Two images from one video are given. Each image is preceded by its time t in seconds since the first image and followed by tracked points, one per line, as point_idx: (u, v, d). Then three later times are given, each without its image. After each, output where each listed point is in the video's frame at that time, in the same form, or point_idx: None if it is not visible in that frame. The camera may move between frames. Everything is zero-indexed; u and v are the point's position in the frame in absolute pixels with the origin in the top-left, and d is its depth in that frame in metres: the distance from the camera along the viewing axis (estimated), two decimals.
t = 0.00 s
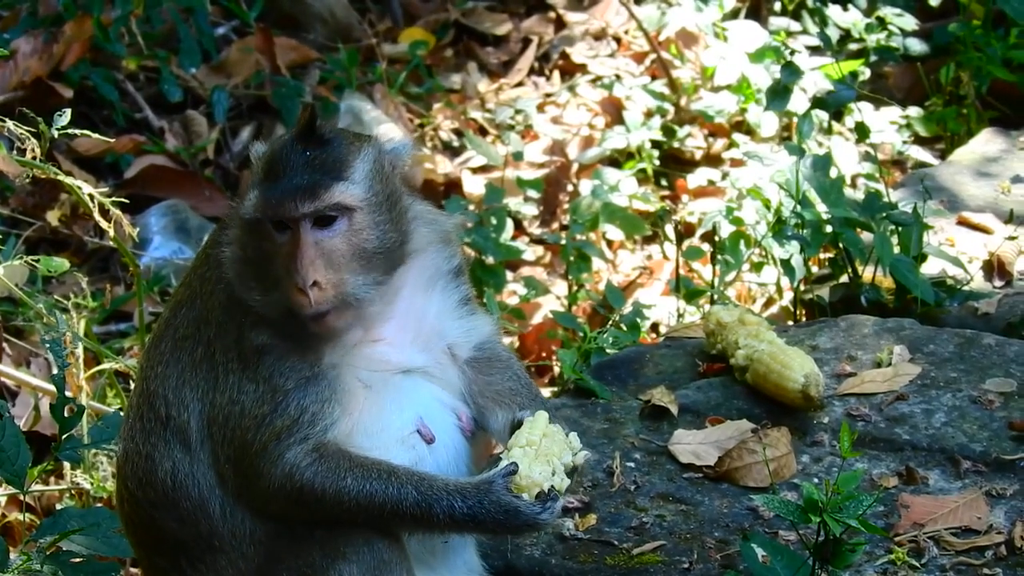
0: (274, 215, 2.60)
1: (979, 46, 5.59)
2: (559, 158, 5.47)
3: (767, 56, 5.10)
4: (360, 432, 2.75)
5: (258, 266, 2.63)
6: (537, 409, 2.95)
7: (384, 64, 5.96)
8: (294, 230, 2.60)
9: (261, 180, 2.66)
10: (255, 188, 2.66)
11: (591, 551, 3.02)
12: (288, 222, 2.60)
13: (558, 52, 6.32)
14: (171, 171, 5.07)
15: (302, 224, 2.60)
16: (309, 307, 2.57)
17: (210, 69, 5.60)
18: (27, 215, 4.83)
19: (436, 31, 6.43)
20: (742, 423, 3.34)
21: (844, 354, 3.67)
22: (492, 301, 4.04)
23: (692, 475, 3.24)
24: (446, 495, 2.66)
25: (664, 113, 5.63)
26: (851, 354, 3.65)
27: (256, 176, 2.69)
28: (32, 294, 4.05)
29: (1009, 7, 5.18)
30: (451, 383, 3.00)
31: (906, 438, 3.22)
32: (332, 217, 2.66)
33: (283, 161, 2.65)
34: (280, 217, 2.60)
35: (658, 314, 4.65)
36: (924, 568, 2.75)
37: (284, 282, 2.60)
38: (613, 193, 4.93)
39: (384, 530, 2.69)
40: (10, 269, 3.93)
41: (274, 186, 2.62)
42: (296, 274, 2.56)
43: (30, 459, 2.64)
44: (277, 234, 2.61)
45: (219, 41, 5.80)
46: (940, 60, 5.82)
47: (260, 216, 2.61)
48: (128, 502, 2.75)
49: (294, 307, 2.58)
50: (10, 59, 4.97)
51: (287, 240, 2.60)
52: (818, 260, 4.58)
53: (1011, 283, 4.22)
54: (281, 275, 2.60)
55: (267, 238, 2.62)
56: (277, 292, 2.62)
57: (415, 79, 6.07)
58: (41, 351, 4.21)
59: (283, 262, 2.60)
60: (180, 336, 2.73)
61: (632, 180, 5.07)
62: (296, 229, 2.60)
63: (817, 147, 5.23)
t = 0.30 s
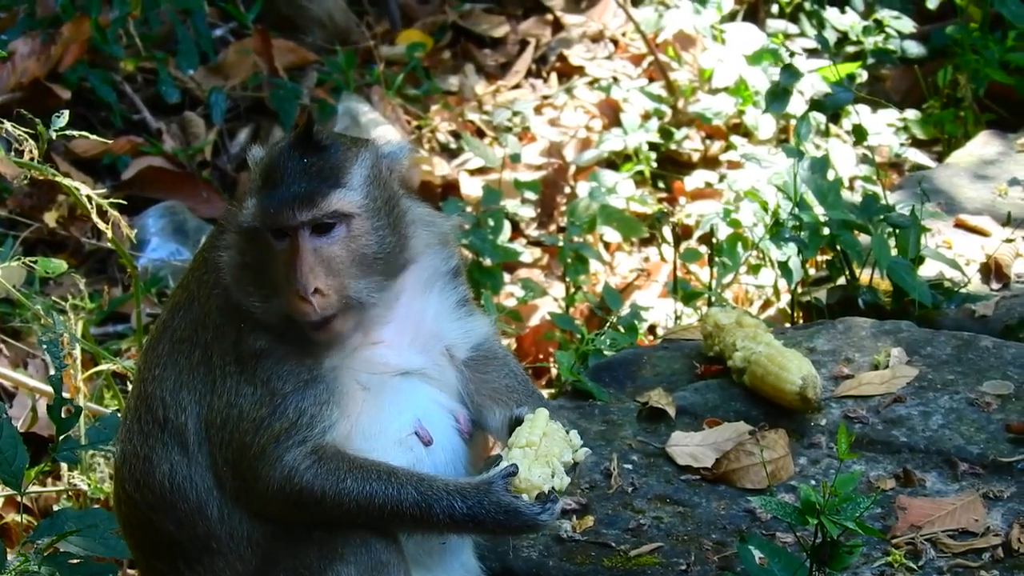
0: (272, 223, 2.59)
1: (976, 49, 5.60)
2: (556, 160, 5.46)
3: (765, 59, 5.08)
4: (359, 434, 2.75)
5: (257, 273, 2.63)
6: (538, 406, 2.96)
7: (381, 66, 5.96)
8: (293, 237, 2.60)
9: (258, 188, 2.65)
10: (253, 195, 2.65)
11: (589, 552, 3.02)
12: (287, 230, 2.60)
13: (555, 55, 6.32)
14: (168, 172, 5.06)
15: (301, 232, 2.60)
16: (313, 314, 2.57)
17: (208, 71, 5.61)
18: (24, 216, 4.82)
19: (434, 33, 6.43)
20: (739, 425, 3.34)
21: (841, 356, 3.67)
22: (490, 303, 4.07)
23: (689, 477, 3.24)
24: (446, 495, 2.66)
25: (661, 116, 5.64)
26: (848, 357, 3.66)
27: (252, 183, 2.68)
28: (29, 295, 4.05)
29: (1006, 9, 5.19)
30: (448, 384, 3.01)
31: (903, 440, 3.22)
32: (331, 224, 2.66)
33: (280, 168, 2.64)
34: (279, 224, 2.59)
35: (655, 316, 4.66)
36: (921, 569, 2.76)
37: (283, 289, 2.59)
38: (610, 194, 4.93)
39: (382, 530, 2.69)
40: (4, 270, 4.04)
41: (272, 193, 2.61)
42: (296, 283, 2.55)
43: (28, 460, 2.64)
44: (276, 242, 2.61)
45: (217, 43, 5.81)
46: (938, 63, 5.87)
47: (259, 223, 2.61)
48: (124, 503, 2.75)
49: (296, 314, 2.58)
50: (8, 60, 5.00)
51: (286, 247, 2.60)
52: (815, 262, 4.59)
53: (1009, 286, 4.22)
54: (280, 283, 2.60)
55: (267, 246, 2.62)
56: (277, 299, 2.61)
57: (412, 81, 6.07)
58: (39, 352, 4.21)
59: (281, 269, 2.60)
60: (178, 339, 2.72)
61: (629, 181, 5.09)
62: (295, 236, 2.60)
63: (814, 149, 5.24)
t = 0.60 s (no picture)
0: (337, 212, 2.52)
1: (971, 51, 5.61)
2: (551, 162, 5.46)
3: (760, 61, 5.03)
4: (354, 437, 2.74)
5: (314, 271, 2.55)
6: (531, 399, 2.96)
7: (376, 68, 5.96)
8: (360, 227, 2.53)
9: (309, 180, 2.55)
10: (302, 188, 2.55)
11: (584, 554, 3.02)
12: (352, 218, 2.53)
13: (550, 57, 6.32)
14: (163, 175, 5.06)
15: (367, 220, 2.53)
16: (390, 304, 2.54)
17: (203, 73, 5.60)
18: (19, 219, 4.82)
19: (428, 35, 6.43)
20: (734, 427, 3.33)
21: (837, 357, 3.68)
22: (485, 304, 4.07)
23: (684, 479, 3.25)
24: (442, 494, 2.66)
25: (656, 118, 5.63)
26: (843, 358, 3.66)
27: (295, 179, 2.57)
28: (24, 298, 4.04)
29: (1001, 11, 5.20)
30: (439, 384, 3.00)
31: (898, 442, 3.23)
32: (393, 209, 2.60)
33: (333, 158, 2.55)
34: (343, 215, 2.52)
35: (650, 318, 4.66)
36: (916, 571, 2.76)
37: (352, 283, 2.54)
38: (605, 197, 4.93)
39: (378, 531, 2.70)
40: None
41: (330, 186, 2.53)
42: (374, 271, 2.53)
43: (24, 462, 2.64)
44: (337, 233, 2.53)
45: (212, 46, 5.80)
46: (933, 65, 5.89)
47: (318, 214, 2.52)
48: (120, 509, 2.75)
49: (371, 304, 2.55)
50: (3, 63, 5.02)
51: (353, 239, 2.53)
52: (810, 264, 4.59)
53: (1003, 288, 4.21)
54: (345, 278, 2.54)
55: (324, 240, 2.54)
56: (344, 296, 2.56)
57: (407, 83, 6.07)
58: (34, 355, 4.20)
59: (350, 261, 2.53)
60: (173, 347, 2.69)
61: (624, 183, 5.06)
62: (363, 226, 2.53)
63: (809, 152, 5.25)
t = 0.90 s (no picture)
0: (391, 212, 2.60)
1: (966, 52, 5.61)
2: (546, 164, 5.47)
3: (755, 63, 5.12)
4: (354, 440, 2.72)
5: (363, 271, 2.61)
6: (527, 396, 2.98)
7: (371, 70, 5.96)
8: (410, 225, 2.63)
9: (361, 181, 2.62)
10: (357, 188, 2.61)
11: (581, 556, 3.01)
12: (404, 217, 2.62)
13: (545, 59, 6.32)
14: (158, 177, 5.05)
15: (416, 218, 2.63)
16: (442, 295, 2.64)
17: (197, 75, 5.60)
18: (14, 221, 4.81)
19: (423, 37, 6.43)
20: (730, 429, 3.32)
21: (833, 359, 3.68)
22: (480, 306, 4.05)
23: (680, 481, 3.25)
24: (442, 492, 2.66)
25: (651, 120, 5.65)
26: (839, 360, 3.67)
27: (345, 179, 2.63)
28: (20, 300, 4.03)
29: (996, 12, 5.22)
30: (434, 385, 2.99)
31: (894, 444, 3.23)
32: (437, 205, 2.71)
33: (378, 158, 2.65)
34: (397, 213, 2.61)
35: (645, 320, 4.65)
36: (913, 573, 2.76)
37: (406, 278, 2.61)
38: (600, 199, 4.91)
39: (376, 532, 2.69)
40: None
41: (382, 185, 2.61)
42: (427, 264, 2.63)
43: (20, 464, 2.64)
44: (389, 232, 2.62)
45: (206, 48, 5.80)
46: (927, 66, 5.87)
47: (372, 214, 2.60)
48: (117, 515, 2.75)
49: (425, 298, 2.63)
50: None
51: (403, 237, 2.62)
52: (806, 265, 4.59)
53: (999, 290, 4.21)
54: (395, 274, 2.61)
55: (378, 239, 2.61)
56: (393, 293, 2.62)
57: (402, 85, 6.07)
58: (29, 357, 4.19)
59: (402, 258, 2.62)
60: (174, 352, 2.67)
61: (619, 185, 5.05)
62: (413, 224, 2.63)
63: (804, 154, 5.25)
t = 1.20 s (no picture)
0: (430, 209, 2.65)
1: (963, 56, 5.62)
2: (543, 167, 5.47)
3: (751, 65, 5.17)
4: (355, 439, 2.70)
5: (403, 269, 2.65)
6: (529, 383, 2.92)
7: (368, 73, 5.95)
8: (442, 221, 2.70)
9: (399, 182, 2.65)
10: (396, 188, 2.64)
11: (579, 559, 3.01)
12: (438, 214, 2.68)
13: (542, 61, 6.32)
14: (155, 179, 5.04)
15: (443, 214, 2.70)
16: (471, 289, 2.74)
17: (194, 78, 5.59)
18: (11, 223, 4.79)
19: (419, 39, 6.43)
20: (728, 432, 3.32)
21: (830, 362, 3.68)
22: (477, 307, 4.07)
23: (678, 484, 3.24)
24: (445, 469, 2.59)
25: (648, 122, 5.67)
26: (837, 363, 3.66)
27: (381, 181, 2.65)
28: (17, 302, 4.02)
29: (993, 16, 5.23)
30: (429, 383, 2.98)
31: (892, 447, 3.23)
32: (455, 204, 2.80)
33: (407, 157, 2.71)
34: (433, 210, 2.67)
35: (643, 323, 4.66)
36: None
37: (442, 274, 2.68)
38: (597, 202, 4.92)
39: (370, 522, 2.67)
40: None
41: (420, 184, 2.65)
42: (458, 260, 2.71)
43: (17, 466, 2.66)
44: (425, 229, 2.66)
45: (203, 51, 5.79)
46: (924, 70, 5.92)
47: (414, 213, 2.63)
48: (115, 522, 2.74)
49: (458, 292, 2.71)
50: None
51: (436, 234, 2.68)
52: (803, 269, 4.60)
53: (996, 293, 4.22)
54: (433, 270, 2.67)
55: (415, 237, 2.65)
56: (430, 289, 2.68)
57: (399, 88, 6.07)
58: (26, 360, 4.18)
59: (437, 255, 2.68)
60: (175, 359, 2.66)
61: (616, 188, 5.05)
62: (444, 221, 2.69)
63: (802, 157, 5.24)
